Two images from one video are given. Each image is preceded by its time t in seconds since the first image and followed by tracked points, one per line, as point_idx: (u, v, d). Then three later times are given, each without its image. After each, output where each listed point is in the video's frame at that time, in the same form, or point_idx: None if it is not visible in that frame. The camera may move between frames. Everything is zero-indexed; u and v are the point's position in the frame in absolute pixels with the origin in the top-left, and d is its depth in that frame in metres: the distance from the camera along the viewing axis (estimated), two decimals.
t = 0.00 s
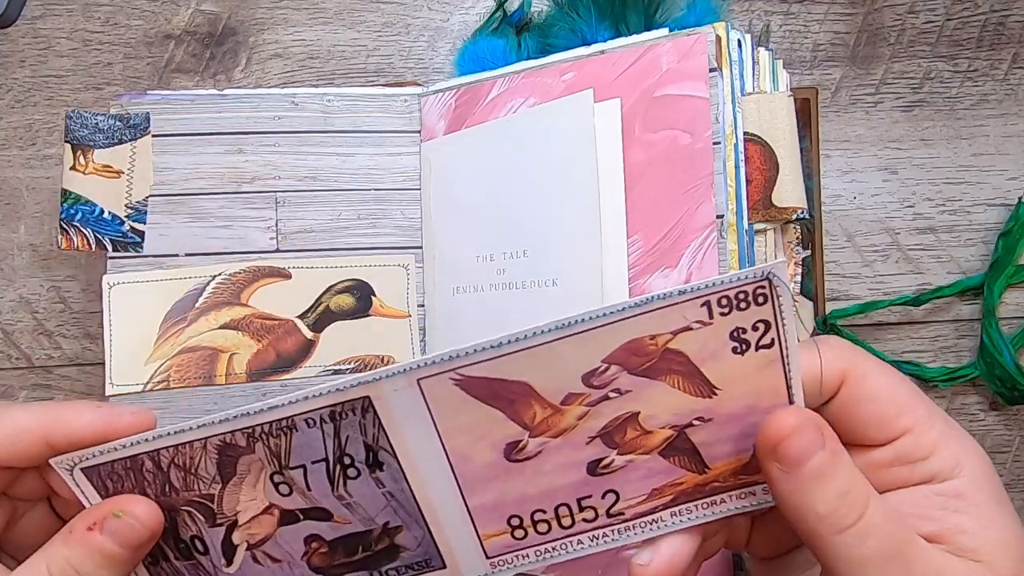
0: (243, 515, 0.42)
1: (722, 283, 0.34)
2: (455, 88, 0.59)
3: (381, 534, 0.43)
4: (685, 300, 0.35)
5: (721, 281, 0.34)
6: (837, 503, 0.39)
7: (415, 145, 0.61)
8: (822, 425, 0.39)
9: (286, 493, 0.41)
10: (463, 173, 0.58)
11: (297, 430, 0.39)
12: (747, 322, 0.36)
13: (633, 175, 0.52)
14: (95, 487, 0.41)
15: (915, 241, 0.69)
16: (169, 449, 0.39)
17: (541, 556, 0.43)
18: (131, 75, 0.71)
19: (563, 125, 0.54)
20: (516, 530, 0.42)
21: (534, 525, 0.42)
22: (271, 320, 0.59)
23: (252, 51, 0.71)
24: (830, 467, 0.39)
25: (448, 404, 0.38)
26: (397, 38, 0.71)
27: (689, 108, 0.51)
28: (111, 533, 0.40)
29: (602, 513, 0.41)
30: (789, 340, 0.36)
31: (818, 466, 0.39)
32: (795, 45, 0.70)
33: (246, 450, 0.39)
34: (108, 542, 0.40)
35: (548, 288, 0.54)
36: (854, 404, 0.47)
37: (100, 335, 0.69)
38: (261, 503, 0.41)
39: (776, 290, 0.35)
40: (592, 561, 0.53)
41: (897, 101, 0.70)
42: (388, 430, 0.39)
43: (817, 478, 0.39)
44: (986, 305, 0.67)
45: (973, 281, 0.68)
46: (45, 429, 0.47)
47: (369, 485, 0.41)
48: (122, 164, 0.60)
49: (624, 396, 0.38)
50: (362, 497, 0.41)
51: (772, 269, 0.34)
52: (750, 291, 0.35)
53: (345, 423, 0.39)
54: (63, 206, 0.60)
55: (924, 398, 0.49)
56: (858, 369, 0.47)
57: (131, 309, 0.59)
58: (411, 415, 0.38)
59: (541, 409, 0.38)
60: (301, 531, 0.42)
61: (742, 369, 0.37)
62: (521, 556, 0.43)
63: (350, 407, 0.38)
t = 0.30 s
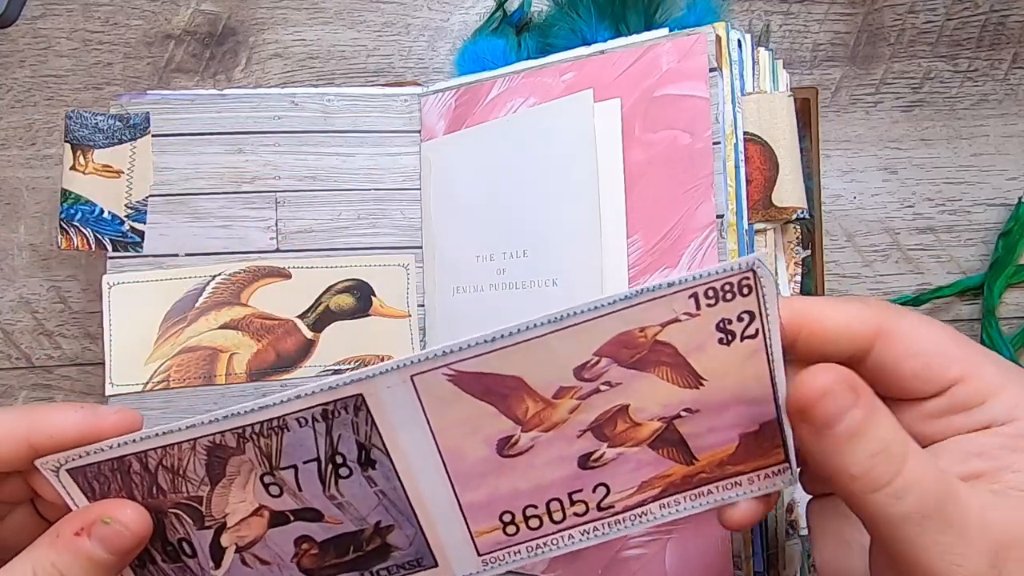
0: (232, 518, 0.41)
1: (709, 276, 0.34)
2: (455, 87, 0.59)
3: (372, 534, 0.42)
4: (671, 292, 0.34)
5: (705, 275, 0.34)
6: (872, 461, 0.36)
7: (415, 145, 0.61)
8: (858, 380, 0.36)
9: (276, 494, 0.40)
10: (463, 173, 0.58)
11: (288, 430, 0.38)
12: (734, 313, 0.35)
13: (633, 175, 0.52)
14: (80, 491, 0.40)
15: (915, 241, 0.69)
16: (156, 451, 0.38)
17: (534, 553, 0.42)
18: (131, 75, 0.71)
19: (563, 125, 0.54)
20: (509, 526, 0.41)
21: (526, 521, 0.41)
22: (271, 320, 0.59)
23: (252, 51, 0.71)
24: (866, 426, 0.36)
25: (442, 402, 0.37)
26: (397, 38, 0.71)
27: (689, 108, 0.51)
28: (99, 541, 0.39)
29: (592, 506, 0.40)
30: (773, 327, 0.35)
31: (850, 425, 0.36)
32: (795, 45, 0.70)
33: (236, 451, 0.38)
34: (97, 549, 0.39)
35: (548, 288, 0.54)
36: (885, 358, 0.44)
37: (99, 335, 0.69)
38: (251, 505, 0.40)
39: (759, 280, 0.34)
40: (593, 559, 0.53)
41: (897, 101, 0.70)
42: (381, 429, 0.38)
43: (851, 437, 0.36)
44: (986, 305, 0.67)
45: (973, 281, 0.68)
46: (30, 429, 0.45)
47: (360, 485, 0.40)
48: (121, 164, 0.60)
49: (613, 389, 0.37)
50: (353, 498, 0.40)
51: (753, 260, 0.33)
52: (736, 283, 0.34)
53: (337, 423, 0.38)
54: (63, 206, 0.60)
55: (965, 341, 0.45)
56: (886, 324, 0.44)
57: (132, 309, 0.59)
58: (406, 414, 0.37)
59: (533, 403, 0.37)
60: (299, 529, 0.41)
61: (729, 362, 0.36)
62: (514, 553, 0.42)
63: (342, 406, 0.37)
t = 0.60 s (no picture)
0: (250, 504, 0.41)
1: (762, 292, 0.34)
2: (455, 87, 0.59)
3: (393, 527, 0.42)
4: (722, 307, 0.35)
5: (761, 291, 0.34)
6: (870, 440, 0.38)
7: (415, 145, 0.61)
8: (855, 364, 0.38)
9: (299, 482, 0.40)
10: (463, 173, 0.58)
11: (316, 419, 0.38)
12: (780, 329, 0.36)
13: (633, 175, 0.52)
14: (89, 475, 0.40)
15: (915, 241, 0.69)
16: (177, 434, 0.38)
17: (554, 555, 0.43)
18: (131, 75, 0.71)
19: (563, 124, 0.54)
20: (531, 528, 0.42)
21: (549, 524, 0.42)
22: (271, 320, 0.59)
23: (252, 51, 0.71)
24: (864, 406, 0.38)
25: (471, 398, 0.37)
26: (398, 38, 0.71)
27: (689, 108, 0.51)
28: None
29: (618, 516, 0.41)
30: (817, 344, 0.37)
31: (851, 406, 0.37)
32: (795, 45, 0.70)
33: (260, 437, 0.39)
34: None
35: (548, 288, 0.54)
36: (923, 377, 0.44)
37: (100, 335, 0.69)
38: (271, 491, 0.41)
39: (811, 299, 0.35)
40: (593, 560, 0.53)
41: (897, 101, 0.70)
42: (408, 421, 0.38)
43: (851, 417, 0.37)
44: (986, 305, 0.67)
45: (973, 281, 0.68)
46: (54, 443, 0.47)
47: (383, 477, 0.40)
48: (121, 164, 0.60)
49: (651, 398, 0.38)
50: (376, 490, 0.41)
51: (808, 279, 0.34)
52: (788, 301, 0.35)
53: (366, 415, 0.38)
54: (63, 206, 0.59)
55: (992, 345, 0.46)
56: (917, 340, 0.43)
57: (132, 310, 0.59)
58: (433, 410, 0.38)
59: (568, 408, 0.38)
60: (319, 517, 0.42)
61: (773, 375, 0.38)
62: (534, 554, 0.43)
63: (374, 398, 0.37)
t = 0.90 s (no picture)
0: (227, 489, 0.42)
1: (733, 305, 0.34)
2: (455, 88, 0.59)
3: (365, 521, 0.43)
4: (694, 317, 0.35)
5: (733, 304, 0.34)
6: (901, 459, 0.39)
7: (415, 145, 0.61)
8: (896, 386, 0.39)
9: (274, 470, 0.41)
10: (464, 173, 0.58)
11: (291, 407, 0.39)
12: (754, 344, 0.36)
13: (633, 175, 0.52)
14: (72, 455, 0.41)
15: (915, 241, 0.69)
16: (158, 417, 0.39)
17: (523, 559, 0.43)
18: (131, 75, 0.71)
19: (563, 124, 0.54)
20: (501, 531, 0.42)
21: (520, 527, 0.42)
22: (271, 320, 0.59)
23: (252, 51, 0.71)
24: (900, 426, 0.38)
25: (444, 392, 0.38)
26: (397, 38, 0.71)
27: (689, 108, 0.51)
28: (115, 550, 0.41)
29: (591, 525, 0.42)
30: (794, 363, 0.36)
31: (885, 424, 0.38)
32: (795, 45, 0.70)
33: (238, 423, 0.39)
34: (112, 560, 0.41)
35: (548, 288, 0.54)
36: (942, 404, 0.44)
37: (99, 335, 0.69)
38: (247, 477, 0.41)
39: (786, 314, 0.35)
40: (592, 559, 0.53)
41: (897, 101, 0.70)
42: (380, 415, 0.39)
43: (885, 435, 0.38)
44: (986, 305, 0.67)
45: (973, 281, 0.68)
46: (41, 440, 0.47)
47: (357, 470, 0.41)
48: (121, 164, 0.60)
49: (621, 406, 0.38)
50: (349, 482, 0.41)
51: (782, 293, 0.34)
52: (760, 315, 0.35)
53: (340, 405, 0.39)
54: (63, 206, 0.60)
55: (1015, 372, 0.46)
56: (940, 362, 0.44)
57: (131, 309, 0.59)
58: (407, 403, 0.38)
59: (539, 411, 0.38)
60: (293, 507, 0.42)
61: (743, 389, 0.37)
62: (504, 557, 0.43)
63: (348, 389, 0.38)
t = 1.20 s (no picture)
0: (189, 490, 0.44)
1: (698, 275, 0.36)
2: (455, 88, 0.59)
3: (331, 519, 0.45)
4: (657, 289, 0.37)
5: (694, 275, 0.36)
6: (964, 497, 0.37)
7: (415, 145, 0.61)
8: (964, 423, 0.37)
9: (234, 470, 0.43)
10: (464, 173, 0.58)
11: (247, 405, 0.41)
12: (720, 315, 0.37)
13: (633, 175, 0.52)
14: (30, 461, 0.43)
15: (915, 241, 0.69)
16: (113, 419, 0.41)
17: (497, 549, 0.45)
18: (131, 75, 0.71)
19: (563, 124, 0.54)
20: (472, 522, 0.44)
21: (491, 517, 0.44)
22: (271, 320, 0.59)
23: (252, 51, 0.71)
24: (968, 460, 0.36)
25: (400, 384, 0.40)
26: (397, 38, 0.71)
27: (689, 108, 0.51)
28: (76, 556, 0.43)
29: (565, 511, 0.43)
30: (760, 336, 0.38)
31: (952, 459, 0.36)
32: (795, 45, 0.70)
33: (194, 422, 0.42)
34: (74, 565, 0.43)
35: (548, 288, 0.54)
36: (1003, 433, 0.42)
37: (99, 335, 0.69)
38: (208, 478, 0.43)
39: (750, 282, 0.36)
40: (593, 559, 0.53)
41: (897, 101, 0.70)
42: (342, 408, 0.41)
43: (951, 471, 0.36)
44: (986, 305, 0.67)
45: (973, 281, 0.68)
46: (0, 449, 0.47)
47: (319, 466, 0.43)
48: (121, 164, 0.60)
49: (587, 385, 0.40)
50: (312, 480, 0.44)
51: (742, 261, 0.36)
52: (725, 283, 0.37)
53: (297, 401, 0.41)
54: (63, 206, 0.60)
55: None
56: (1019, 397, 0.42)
57: (132, 309, 0.59)
58: (366, 395, 0.41)
59: (502, 397, 0.40)
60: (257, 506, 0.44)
61: (713, 363, 0.39)
62: (477, 549, 0.45)
63: (303, 384, 0.40)
